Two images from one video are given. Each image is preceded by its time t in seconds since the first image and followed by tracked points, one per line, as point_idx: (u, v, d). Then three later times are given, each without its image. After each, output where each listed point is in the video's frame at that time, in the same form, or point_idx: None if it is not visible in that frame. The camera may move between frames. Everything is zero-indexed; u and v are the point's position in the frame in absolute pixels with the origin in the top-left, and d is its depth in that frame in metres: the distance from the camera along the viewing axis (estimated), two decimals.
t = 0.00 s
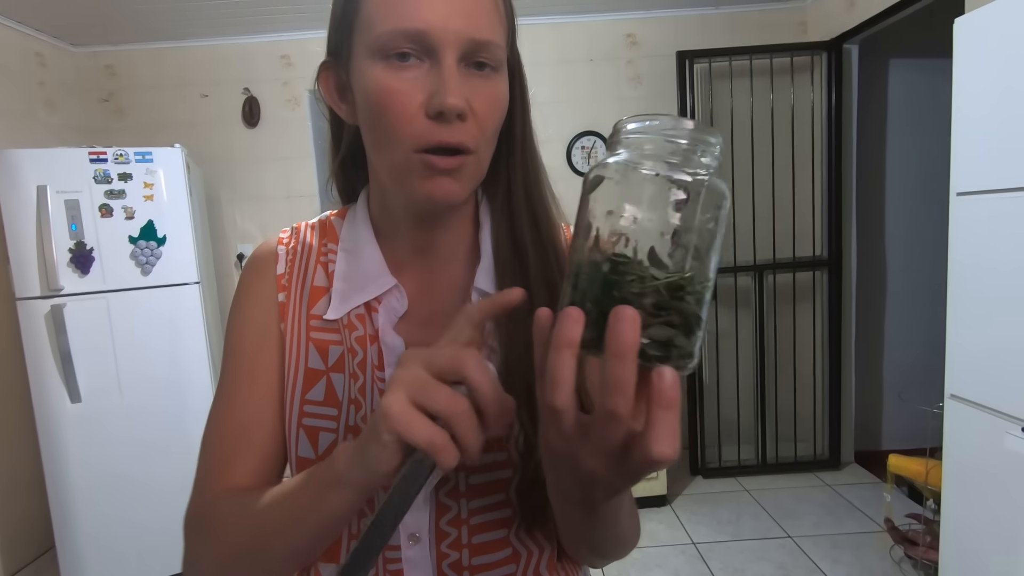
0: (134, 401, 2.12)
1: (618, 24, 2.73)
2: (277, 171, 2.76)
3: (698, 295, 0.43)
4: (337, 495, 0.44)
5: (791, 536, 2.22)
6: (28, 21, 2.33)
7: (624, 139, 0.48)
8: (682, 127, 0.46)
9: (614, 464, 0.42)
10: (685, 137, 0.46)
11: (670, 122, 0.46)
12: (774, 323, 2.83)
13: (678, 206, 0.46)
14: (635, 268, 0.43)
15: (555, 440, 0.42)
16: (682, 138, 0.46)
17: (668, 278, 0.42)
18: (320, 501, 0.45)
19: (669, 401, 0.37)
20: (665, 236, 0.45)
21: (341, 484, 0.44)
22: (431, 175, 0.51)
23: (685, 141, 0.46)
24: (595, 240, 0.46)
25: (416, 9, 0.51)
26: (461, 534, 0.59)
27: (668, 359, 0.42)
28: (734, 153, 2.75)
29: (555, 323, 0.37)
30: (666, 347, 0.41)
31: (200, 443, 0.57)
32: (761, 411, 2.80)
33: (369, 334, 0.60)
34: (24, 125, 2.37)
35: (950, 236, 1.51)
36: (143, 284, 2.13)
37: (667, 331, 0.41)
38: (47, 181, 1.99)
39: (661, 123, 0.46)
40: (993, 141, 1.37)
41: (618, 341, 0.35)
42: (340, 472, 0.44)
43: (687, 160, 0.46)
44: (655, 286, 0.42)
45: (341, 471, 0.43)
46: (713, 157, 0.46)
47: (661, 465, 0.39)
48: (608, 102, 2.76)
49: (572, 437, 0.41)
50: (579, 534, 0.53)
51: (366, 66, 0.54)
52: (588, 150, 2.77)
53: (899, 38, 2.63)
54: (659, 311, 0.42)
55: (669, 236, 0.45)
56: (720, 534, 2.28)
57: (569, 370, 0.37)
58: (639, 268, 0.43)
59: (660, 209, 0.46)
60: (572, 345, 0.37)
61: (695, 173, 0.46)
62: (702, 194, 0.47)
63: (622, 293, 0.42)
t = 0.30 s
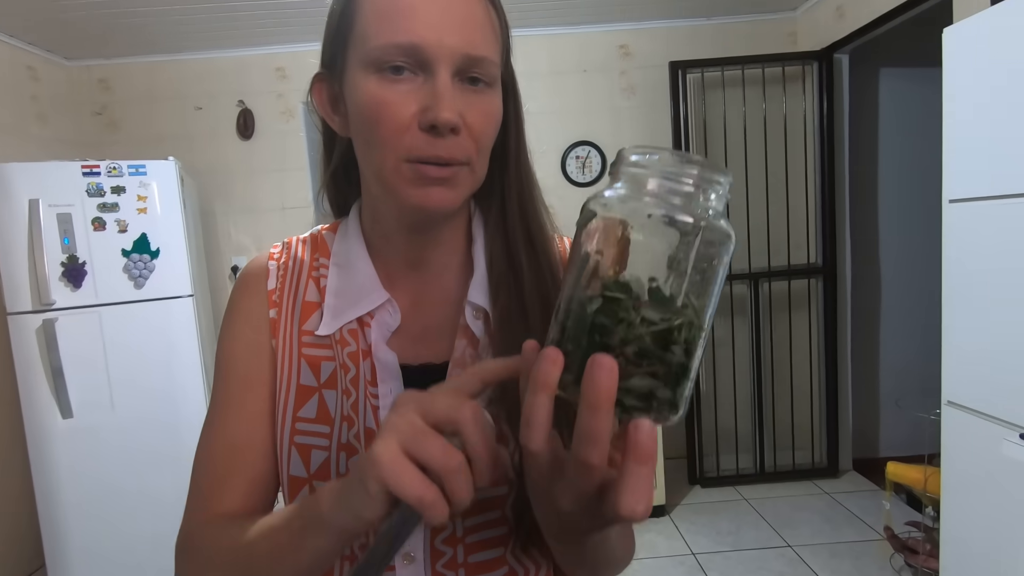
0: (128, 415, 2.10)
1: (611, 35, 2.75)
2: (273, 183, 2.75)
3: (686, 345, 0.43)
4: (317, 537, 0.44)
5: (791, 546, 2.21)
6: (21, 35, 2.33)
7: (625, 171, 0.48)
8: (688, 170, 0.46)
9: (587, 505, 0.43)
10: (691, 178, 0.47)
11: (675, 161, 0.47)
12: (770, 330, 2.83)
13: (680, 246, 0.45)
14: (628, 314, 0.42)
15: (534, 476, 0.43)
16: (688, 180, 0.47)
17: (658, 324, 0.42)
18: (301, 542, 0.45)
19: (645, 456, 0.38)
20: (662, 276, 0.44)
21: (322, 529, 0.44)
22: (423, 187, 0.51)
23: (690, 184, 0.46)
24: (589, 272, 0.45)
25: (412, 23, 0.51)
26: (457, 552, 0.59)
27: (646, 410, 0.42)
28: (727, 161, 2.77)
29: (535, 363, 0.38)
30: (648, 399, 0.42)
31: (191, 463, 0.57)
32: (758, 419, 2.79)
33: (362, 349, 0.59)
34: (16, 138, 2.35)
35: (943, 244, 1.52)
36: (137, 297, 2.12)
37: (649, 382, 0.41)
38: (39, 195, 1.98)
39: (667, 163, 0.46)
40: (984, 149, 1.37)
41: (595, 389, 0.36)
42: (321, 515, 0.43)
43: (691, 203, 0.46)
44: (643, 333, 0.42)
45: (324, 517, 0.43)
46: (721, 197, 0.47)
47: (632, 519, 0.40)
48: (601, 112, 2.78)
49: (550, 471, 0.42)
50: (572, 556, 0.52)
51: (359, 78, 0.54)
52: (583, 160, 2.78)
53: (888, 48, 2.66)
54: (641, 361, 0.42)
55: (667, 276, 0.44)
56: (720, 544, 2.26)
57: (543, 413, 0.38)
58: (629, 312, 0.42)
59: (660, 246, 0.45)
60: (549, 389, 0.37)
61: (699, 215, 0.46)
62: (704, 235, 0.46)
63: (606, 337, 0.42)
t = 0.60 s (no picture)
0: (128, 421, 2.09)
1: (612, 42, 2.76)
2: (274, 189, 2.75)
3: (722, 390, 0.44)
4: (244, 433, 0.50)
5: (793, 554, 2.19)
6: (24, 41, 2.34)
7: (657, 202, 0.50)
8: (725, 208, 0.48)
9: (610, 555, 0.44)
10: (729, 214, 0.48)
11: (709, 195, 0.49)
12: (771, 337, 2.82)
13: (718, 285, 0.47)
14: (661, 354, 0.45)
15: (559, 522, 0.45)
16: (725, 218, 0.48)
17: (691, 365, 0.44)
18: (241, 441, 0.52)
19: (676, 511, 0.39)
20: (696, 316, 0.46)
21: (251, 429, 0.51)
22: (426, 184, 0.50)
23: (727, 221, 0.48)
24: (618, 297, 0.48)
25: (418, 21, 0.51)
26: (461, 562, 0.58)
27: (678, 456, 0.44)
28: (728, 168, 2.77)
29: (564, 407, 0.40)
30: (683, 446, 0.44)
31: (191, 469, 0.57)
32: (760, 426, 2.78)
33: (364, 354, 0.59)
34: (18, 143, 2.35)
35: (945, 251, 1.51)
36: (137, 302, 2.12)
37: (679, 427, 0.44)
38: (40, 200, 1.98)
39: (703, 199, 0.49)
40: (988, 155, 1.37)
41: (627, 440, 0.38)
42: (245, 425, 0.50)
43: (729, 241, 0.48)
44: (676, 376, 0.44)
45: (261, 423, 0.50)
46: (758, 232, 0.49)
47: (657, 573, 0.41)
48: (603, 119, 2.78)
49: (572, 516, 0.44)
50: None
51: (364, 75, 0.54)
52: (584, 166, 2.78)
53: (889, 56, 2.67)
54: (675, 408, 0.44)
55: (699, 314, 0.46)
56: (722, 552, 2.24)
57: (570, 457, 0.41)
58: (661, 352, 0.45)
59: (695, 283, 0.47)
60: (575, 434, 0.40)
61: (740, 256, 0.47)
62: (746, 278, 0.47)
63: (639, 382, 0.44)
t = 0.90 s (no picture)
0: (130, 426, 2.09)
1: (615, 50, 2.77)
2: (278, 195, 2.76)
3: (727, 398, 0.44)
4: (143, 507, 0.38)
5: (797, 563, 2.17)
6: (32, 47, 2.36)
7: (660, 209, 0.49)
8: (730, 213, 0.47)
9: (616, 564, 0.44)
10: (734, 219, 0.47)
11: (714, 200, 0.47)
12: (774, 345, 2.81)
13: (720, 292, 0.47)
14: (666, 362, 0.44)
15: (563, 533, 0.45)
16: (730, 224, 0.47)
17: (695, 372, 0.43)
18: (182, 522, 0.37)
19: (682, 520, 0.39)
20: (700, 324, 0.46)
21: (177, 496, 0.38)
22: (434, 199, 0.51)
23: (731, 228, 0.48)
24: (621, 306, 0.48)
25: (432, 34, 0.51)
26: (463, 568, 0.58)
27: (685, 466, 0.44)
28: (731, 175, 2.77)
29: (567, 418, 0.40)
30: (690, 457, 0.43)
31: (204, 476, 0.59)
32: (763, 434, 2.77)
33: (368, 360, 0.59)
34: (24, 148, 2.36)
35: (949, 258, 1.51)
36: (140, 306, 2.12)
37: (684, 434, 0.43)
38: (45, 204, 1.99)
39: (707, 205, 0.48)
40: (992, 163, 1.37)
41: (632, 451, 0.37)
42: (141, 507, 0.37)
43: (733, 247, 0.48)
44: (682, 384, 0.43)
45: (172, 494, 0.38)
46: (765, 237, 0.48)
47: None
48: (606, 126, 2.79)
49: (578, 526, 0.44)
50: None
51: (375, 86, 0.54)
52: (587, 173, 2.79)
53: (892, 63, 2.67)
54: (682, 418, 0.43)
55: (704, 320, 0.46)
56: (725, 561, 2.23)
57: (574, 468, 0.40)
58: (665, 362, 0.44)
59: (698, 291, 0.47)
60: (579, 444, 0.39)
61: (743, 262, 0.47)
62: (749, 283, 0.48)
63: (644, 392, 0.44)
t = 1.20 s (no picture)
0: (133, 425, 2.10)
1: (623, 58, 2.78)
2: (286, 197, 2.78)
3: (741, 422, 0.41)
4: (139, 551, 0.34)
5: None
6: (46, 48, 2.39)
7: (676, 225, 0.47)
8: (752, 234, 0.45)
9: None
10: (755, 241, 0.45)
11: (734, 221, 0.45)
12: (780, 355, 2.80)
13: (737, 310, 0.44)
14: (678, 385, 0.41)
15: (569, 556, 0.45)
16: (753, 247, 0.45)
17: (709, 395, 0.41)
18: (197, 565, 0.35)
19: (690, 545, 0.39)
20: (716, 344, 0.43)
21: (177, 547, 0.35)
22: (445, 218, 0.52)
23: (751, 249, 0.45)
24: (633, 321, 0.46)
25: (444, 51, 0.51)
26: None
27: (696, 493, 0.42)
28: (737, 184, 2.77)
29: (573, 440, 0.40)
30: (700, 485, 0.42)
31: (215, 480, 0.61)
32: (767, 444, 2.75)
33: (372, 367, 0.59)
34: (35, 148, 2.39)
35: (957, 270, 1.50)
36: (147, 306, 2.14)
37: (695, 459, 0.41)
38: (55, 204, 2.00)
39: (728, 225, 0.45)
40: (1002, 175, 1.36)
41: (641, 481, 0.37)
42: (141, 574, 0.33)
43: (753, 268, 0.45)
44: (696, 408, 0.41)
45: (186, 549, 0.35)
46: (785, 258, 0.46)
47: None
48: (613, 133, 2.80)
49: (584, 549, 0.43)
50: None
51: (386, 100, 0.54)
52: (593, 180, 2.79)
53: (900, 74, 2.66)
54: (693, 446, 0.41)
55: (721, 340, 0.43)
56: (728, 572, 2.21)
57: (580, 491, 0.40)
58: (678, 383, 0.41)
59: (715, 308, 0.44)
60: (587, 468, 0.39)
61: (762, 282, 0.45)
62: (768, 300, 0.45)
63: (655, 417, 0.41)
